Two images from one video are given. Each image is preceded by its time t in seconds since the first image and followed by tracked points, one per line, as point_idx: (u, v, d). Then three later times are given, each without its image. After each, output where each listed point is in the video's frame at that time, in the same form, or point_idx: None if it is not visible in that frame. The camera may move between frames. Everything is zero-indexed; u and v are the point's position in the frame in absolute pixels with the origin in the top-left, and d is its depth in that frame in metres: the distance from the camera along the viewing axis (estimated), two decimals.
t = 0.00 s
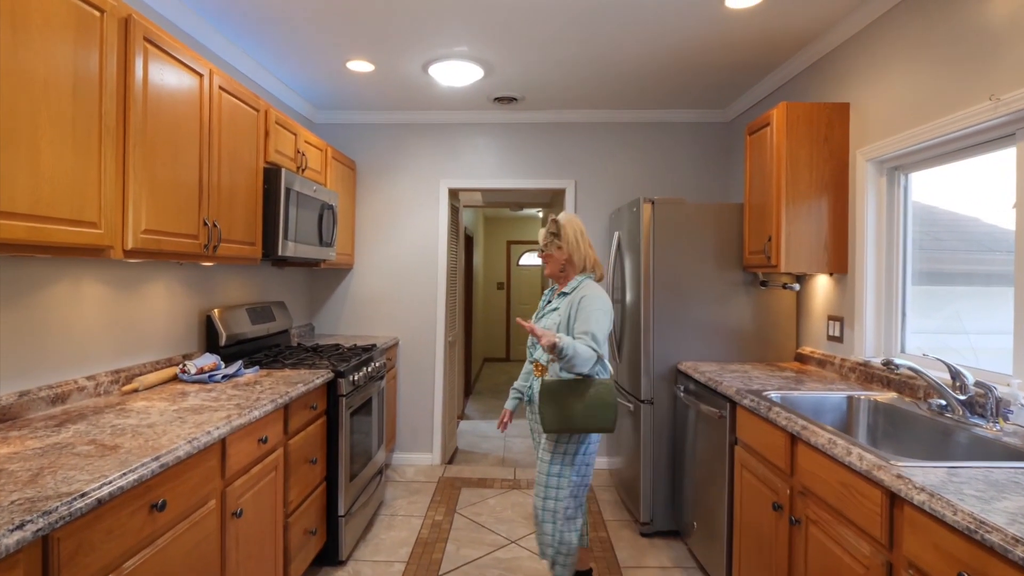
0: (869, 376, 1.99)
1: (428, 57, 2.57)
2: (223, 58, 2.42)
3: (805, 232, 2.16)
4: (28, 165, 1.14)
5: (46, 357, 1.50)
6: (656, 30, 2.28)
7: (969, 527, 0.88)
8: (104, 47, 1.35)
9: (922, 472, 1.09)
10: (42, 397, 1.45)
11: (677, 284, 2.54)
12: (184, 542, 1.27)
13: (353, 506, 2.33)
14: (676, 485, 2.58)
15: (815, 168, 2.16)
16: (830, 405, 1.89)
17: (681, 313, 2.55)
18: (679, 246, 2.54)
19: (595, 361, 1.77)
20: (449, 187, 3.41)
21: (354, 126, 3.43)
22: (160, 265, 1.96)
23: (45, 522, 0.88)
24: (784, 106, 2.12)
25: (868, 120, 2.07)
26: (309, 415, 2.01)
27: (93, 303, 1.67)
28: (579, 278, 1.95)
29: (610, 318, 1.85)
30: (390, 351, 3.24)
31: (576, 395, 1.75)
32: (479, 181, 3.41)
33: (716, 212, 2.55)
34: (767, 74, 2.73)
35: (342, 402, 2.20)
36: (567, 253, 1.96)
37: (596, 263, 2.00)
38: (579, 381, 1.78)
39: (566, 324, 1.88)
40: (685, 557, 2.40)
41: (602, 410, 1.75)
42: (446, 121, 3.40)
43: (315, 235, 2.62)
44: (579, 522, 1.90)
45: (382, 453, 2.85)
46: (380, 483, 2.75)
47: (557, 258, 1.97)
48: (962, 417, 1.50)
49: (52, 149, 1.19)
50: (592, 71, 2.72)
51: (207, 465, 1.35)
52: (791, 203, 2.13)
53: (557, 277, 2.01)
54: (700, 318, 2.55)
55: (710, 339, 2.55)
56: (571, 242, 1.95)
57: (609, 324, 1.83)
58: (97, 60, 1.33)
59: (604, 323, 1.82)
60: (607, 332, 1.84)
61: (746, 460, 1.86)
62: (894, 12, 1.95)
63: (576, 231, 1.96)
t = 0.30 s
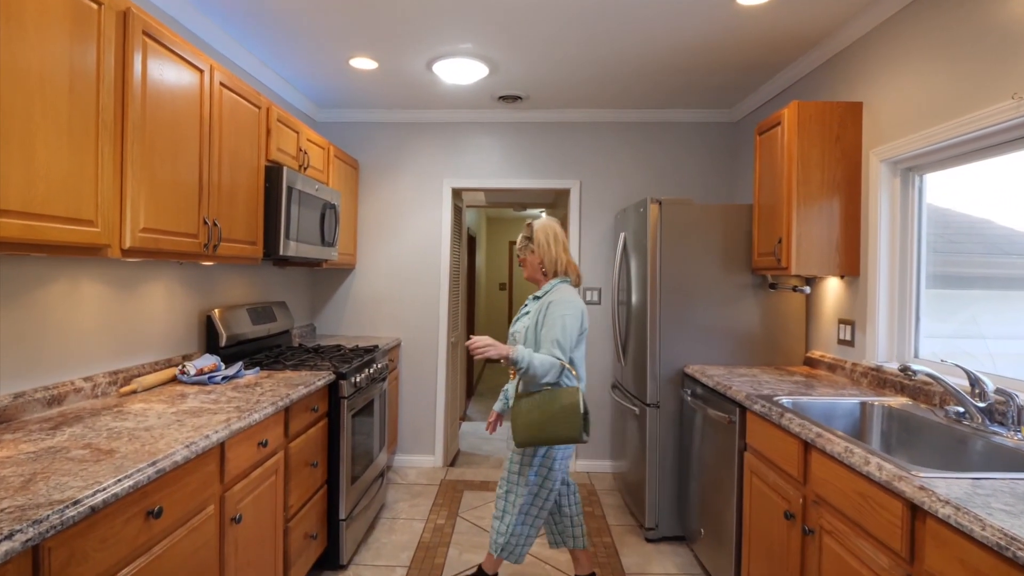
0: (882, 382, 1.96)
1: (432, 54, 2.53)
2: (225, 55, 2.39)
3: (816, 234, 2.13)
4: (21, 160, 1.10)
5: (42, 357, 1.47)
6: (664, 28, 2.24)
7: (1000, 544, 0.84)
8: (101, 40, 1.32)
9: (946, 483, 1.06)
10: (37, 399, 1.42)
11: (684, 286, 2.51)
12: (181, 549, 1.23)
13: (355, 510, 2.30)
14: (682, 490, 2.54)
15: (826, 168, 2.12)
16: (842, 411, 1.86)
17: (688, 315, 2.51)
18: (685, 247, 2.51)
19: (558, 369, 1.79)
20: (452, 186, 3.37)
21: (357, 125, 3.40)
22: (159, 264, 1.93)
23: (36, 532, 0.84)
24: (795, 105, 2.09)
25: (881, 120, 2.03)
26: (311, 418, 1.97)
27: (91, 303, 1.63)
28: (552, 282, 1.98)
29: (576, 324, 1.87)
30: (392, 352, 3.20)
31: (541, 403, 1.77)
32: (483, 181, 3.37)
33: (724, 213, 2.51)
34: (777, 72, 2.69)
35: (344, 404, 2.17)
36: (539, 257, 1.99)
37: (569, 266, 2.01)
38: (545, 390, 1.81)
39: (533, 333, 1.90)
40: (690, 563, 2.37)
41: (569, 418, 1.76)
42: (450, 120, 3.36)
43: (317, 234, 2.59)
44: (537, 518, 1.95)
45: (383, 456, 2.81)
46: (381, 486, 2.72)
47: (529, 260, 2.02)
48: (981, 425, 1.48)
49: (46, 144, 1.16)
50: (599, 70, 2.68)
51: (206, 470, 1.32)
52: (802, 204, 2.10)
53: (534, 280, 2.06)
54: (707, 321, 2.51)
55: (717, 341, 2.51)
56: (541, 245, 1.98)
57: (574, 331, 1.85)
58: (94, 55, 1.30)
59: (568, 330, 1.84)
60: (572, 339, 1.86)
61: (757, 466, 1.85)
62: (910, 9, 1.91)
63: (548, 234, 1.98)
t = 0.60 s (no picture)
0: (894, 385, 1.93)
1: (437, 50, 2.50)
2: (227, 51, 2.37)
3: (827, 234, 2.09)
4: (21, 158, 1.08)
5: (40, 357, 1.45)
6: (672, 24, 2.20)
7: None
8: (100, 35, 1.29)
9: (969, 493, 1.05)
10: (35, 399, 1.39)
11: (691, 286, 2.47)
12: (181, 554, 1.21)
13: (358, 511, 2.27)
14: (689, 492, 2.51)
15: (837, 167, 2.08)
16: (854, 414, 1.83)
17: (695, 316, 2.48)
18: (692, 247, 2.47)
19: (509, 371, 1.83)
20: (456, 184, 3.34)
21: (360, 122, 3.37)
22: (159, 262, 1.90)
23: (28, 539, 0.81)
24: (806, 102, 2.05)
25: (894, 117, 1.99)
26: (313, 418, 1.95)
27: (90, 302, 1.61)
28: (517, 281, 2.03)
29: (531, 326, 1.90)
30: (396, 352, 3.18)
31: (491, 404, 1.82)
32: (487, 179, 3.34)
33: (732, 212, 2.48)
34: (786, 70, 2.66)
35: (346, 405, 2.14)
36: (504, 256, 2.05)
37: (535, 265, 2.07)
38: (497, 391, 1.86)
39: (490, 331, 1.94)
40: (696, 566, 2.34)
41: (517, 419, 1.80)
42: (454, 117, 3.33)
43: (320, 232, 2.56)
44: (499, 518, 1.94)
45: (386, 456, 2.79)
46: (384, 487, 2.69)
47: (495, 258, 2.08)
48: (999, 430, 1.44)
49: (44, 140, 1.13)
50: (605, 66, 2.65)
51: (206, 472, 1.29)
52: (812, 204, 2.06)
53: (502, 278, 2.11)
54: (714, 321, 2.48)
55: (725, 342, 2.48)
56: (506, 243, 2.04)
57: (529, 333, 1.89)
58: (92, 50, 1.27)
59: (523, 332, 1.88)
60: (527, 340, 1.90)
61: (767, 470, 1.84)
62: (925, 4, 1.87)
63: (512, 233, 2.03)
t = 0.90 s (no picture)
0: (907, 388, 1.89)
1: (442, 49, 2.48)
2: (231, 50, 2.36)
3: (838, 234, 2.06)
4: (22, 157, 1.06)
5: (43, 357, 1.43)
6: (681, 21, 2.17)
7: None
8: (104, 33, 1.27)
9: (995, 504, 1.02)
10: (37, 401, 1.38)
11: (699, 287, 2.44)
12: (185, 559, 1.19)
13: (362, 514, 2.26)
14: (696, 496, 2.48)
15: (849, 166, 2.05)
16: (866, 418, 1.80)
17: (703, 317, 2.45)
18: (700, 247, 2.44)
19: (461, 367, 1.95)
20: (461, 184, 3.32)
21: (364, 122, 3.35)
22: (163, 262, 1.89)
23: (28, 546, 0.79)
24: (818, 100, 2.02)
25: (907, 116, 1.96)
26: (317, 420, 1.93)
27: (93, 302, 1.59)
28: (489, 279, 2.15)
29: (498, 328, 2.00)
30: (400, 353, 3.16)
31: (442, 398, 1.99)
32: (492, 179, 3.31)
33: (741, 212, 2.45)
34: (795, 68, 2.62)
35: (351, 406, 2.12)
36: (477, 255, 2.17)
37: (509, 265, 2.20)
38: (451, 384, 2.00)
39: (461, 329, 2.07)
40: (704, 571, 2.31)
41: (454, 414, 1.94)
42: (459, 117, 3.31)
43: (325, 232, 2.54)
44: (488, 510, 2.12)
45: (391, 458, 2.77)
46: (389, 489, 2.67)
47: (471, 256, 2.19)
48: (1019, 436, 1.41)
49: (46, 139, 1.11)
50: (612, 65, 2.62)
51: (210, 476, 1.27)
52: (823, 204, 2.03)
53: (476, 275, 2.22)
54: (722, 323, 2.45)
55: (733, 344, 2.45)
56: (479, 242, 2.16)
57: (493, 333, 1.99)
58: (96, 49, 1.25)
59: (488, 332, 1.98)
60: (491, 339, 1.99)
61: (778, 475, 1.81)
62: None
63: (486, 233, 2.15)
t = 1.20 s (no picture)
0: (925, 393, 1.85)
1: (451, 49, 2.47)
2: (240, 51, 2.36)
3: (854, 236, 2.02)
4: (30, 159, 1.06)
5: (53, 359, 1.43)
6: (693, 20, 2.14)
7: None
8: (113, 34, 1.27)
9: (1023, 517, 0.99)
10: (47, 403, 1.38)
11: (711, 289, 2.41)
12: (193, 563, 1.18)
13: (371, 517, 2.25)
14: (708, 501, 2.45)
15: (865, 166, 2.01)
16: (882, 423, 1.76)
17: (715, 320, 2.41)
18: (712, 248, 2.41)
19: (446, 369, 1.99)
20: (470, 185, 3.30)
21: (373, 122, 3.34)
22: (172, 263, 1.89)
23: (34, 553, 0.78)
24: (833, 100, 1.98)
25: (924, 115, 1.92)
26: (325, 423, 1.92)
27: (102, 304, 1.59)
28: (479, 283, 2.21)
29: (484, 330, 2.05)
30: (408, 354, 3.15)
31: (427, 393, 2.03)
32: (501, 179, 3.30)
33: (753, 213, 2.41)
34: (809, 68, 2.58)
35: (359, 408, 2.11)
36: (473, 260, 2.21)
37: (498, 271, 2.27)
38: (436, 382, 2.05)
39: (449, 328, 2.11)
40: None
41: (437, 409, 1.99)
42: (468, 117, 3.29)
43: (334, 234, 2.54)
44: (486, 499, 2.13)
45: (399, 460, 2.76)
46: (397, 491, 2.66)
47: (463, 261, 2.22)
48: None
49: (54, 140, 1.11)
50: (622, 65, 2.59)
51: (218, 480, 1.27)
52: (838, 205, 1.99)
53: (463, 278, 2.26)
54: (734, 325, 2.41)
55: (745, 347, 2.41)
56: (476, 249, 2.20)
57: (481, 335, 2.03)
58: (105, 49, 1.25)
59: (473, 335, 2.03)
60: (478, 339, 2.04)
61: (793, 481, 1.78)
62: None
63: (482, 240, 2.21)
